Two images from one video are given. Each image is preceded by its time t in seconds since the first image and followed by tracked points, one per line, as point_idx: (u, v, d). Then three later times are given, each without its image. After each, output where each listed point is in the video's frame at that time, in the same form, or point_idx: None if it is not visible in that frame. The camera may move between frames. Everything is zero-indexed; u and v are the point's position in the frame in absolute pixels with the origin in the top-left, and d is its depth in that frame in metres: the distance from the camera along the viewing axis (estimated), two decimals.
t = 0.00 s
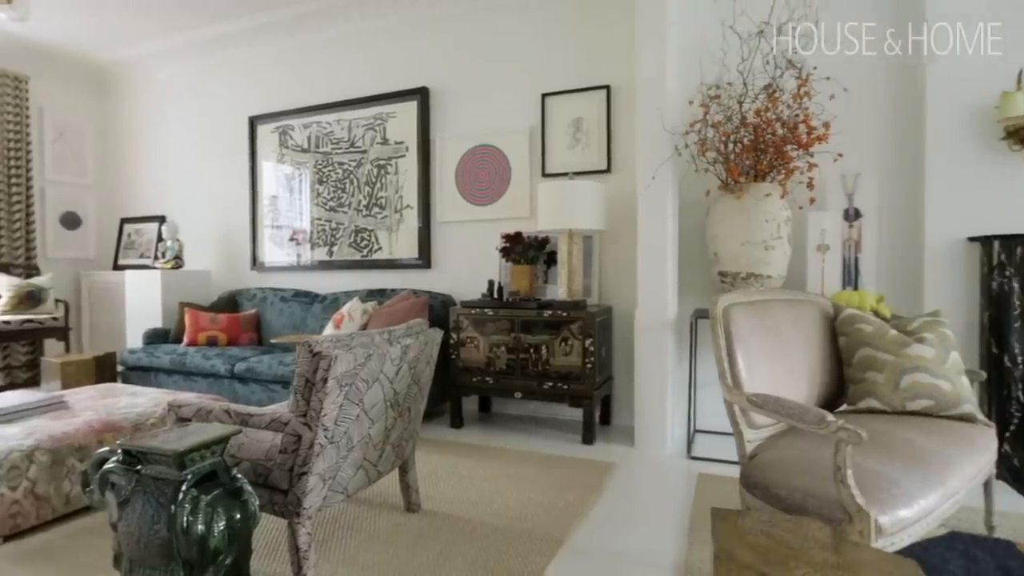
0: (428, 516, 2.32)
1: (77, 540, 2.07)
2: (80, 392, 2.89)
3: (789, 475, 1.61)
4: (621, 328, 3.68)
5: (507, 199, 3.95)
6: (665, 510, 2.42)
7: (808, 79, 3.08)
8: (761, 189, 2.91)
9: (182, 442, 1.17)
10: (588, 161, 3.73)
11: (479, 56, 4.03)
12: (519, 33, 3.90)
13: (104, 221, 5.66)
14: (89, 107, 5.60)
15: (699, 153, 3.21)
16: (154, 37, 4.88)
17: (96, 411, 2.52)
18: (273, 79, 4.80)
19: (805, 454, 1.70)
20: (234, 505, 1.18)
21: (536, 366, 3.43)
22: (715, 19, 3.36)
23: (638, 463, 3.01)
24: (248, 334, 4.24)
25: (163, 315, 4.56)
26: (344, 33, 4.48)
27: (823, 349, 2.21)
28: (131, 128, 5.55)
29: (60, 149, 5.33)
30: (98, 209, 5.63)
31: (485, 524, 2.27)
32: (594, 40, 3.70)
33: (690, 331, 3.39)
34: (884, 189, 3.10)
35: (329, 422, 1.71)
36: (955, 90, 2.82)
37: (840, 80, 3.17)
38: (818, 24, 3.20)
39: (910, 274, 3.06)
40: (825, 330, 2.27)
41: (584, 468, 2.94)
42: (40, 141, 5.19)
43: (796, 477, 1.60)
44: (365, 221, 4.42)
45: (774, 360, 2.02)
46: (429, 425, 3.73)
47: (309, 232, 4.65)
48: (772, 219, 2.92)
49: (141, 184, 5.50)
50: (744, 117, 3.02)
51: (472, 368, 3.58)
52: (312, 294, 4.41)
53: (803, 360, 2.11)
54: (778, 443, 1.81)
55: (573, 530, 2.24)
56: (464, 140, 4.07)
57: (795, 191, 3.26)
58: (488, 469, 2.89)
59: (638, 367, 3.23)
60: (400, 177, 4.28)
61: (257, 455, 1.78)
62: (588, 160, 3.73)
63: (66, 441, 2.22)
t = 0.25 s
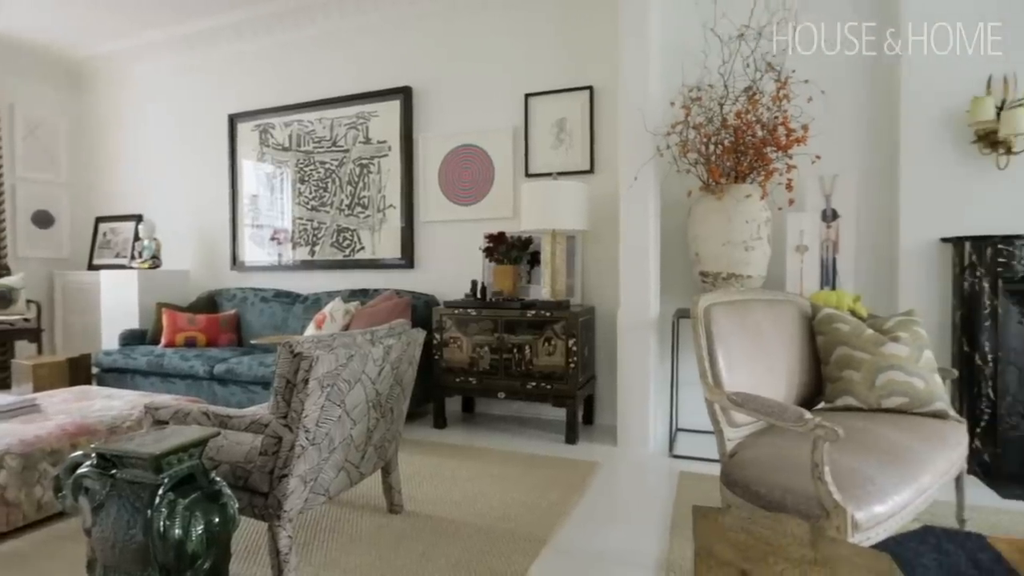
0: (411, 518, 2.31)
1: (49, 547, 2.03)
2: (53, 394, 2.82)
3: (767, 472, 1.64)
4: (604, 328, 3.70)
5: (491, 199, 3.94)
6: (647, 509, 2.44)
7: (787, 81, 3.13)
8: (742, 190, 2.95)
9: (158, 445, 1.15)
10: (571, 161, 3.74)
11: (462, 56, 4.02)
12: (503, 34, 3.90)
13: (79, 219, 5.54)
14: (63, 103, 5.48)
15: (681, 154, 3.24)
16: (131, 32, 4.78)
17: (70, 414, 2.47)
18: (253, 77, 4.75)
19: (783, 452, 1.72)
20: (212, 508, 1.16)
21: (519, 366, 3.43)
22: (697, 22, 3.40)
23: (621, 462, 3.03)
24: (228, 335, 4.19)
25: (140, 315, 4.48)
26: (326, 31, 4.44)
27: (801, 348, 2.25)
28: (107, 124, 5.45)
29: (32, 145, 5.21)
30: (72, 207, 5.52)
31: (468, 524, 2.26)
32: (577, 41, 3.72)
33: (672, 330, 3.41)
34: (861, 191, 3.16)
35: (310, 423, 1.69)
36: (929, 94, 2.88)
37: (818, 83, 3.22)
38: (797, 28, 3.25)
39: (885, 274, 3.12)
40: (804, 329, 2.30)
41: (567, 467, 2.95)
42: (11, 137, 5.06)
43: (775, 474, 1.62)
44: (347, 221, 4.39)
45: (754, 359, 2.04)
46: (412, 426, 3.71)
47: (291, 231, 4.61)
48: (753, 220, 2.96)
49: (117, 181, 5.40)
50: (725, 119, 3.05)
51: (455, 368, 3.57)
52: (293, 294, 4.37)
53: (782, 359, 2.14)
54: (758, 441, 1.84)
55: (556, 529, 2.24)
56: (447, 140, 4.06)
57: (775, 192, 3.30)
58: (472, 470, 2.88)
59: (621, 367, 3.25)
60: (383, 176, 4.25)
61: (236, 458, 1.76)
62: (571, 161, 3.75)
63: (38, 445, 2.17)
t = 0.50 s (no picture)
0: (393, 519, 2.29)
1: (19, 555, 1.98)
2: (25, 397, 2.76)
3: (747, 469, 1.66)
4: (587, 328, 3.71)
5: (474, 199, 3.94)
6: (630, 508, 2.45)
7: (766, 84, 3.17)
8: (723, 191, 2.98)
9: (133, 449, 1.10)
10: (555, 161, 3.75)
11: (445, 55, 4.01)
12: (486, 33, 3.90)
13: (52, 218, 5.43)
14: (35, 98, 5.35)
15: (663, 155, 3.27)
16: (107, 27, 4.69)
17: (42, 418, 2.41)
18: (233, 75, 4.69)
19: (763, 450, 1.74)
20: (190, 513, 1.11)
21: (502, 366, 3.43)
22: (679, 24, 3.42)
23: (604, 461, 3.04)
24: (207, 335, 4.12)
25: (116, 316, 4.40)
26: (307, 29, 4.40)
27: (780, 347, 2.28)
28: (82, 121, 5.34)
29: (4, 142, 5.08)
30: (46, 205, 5.40)
31: (451, 525, 2.26)
32: (560, 42, 3.73)
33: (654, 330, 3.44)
34: (838, 192, 3.21)
35: (291, 425, 1.68)
36: (904, 98, 2.94)
37: (797, 86, 3.26)
38: (777, 31, 3.29)
39: (862, 274, 3.18)
40: (783, 329, 2.33)
41: (551, 467, 2.95)
42: None
43: (754, 471, 1.64)
44: (329, 220, 4.35)
45: (735, 358, 2.07)
46: (395, 427, 3.69)
47: (272, 231, 4.55)
48: (734, 221, 2.99)
49: (92, 179, 5.30)
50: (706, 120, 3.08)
51: (438, 369, 3.56)
52: (275, 294, 4.32)
53: (761, 358, 2.17)
54: (738, 440, 1.86)
55: (540, 529, 2.25)
56: (430, 139, 4.04)
57: (755, 193, 3.34)
58: (455, 470, 2.87)
59: (604, 366, 3.26)
60: (365, 176, 4.22)
61: (215, 460, 1.74)
62: (555, 161, 3.75)
63: (9, 450, 2.11)
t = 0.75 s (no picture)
0: (376, 521, 2.28)
1: None
2: None
3: (727, 467, 1.68)
4: (571, 328, 3.72)
5: (458, 199, 3.93)
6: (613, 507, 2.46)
7: (747, 86, 3.21)
8: (705, 192, 3.01)
9: (109, 452, 1.07)
10: (538, 161, 3.76)
11: (429, 54, 3.99)
12: (470, 33, 3.89)
13: (25, 217, 5.30)
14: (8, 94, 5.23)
15: (646, 155, 3.29)
16: (83, 22, 4.60)
17: (15, 421, 2.35)
18: (214, 72, 4.62)
19: (743, 448, 1.76)
20: (168, 517, 1.09)
21: (486, 366, 3.43)
22: (661, 26, 3.45)
23: (588, 461, 3.06)
24: (186, 336, 4.06)
25: (92, 317, 4.31)
26: (289, 26, 4.36)
27: (761, 346, 2.30)
28: (57, 118, 5.23)
29: None
30: (18, 204, 5.27)
31: (435, 526, 2.25)
32: (545, 42, 3.73)
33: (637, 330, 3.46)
34: (818, 193, 3.26)
35: (272, 427, 1.66)
36: (880, 101, 2.99)
37: (777, 89, 3.30)
38: (758, 34, 3.33)
39: (840, 274, 3.23)
40: (764, 328, 2.36)
41: (534, 467, 2.96)
42: None
43: (734, 469, 1.66)
44: (312, 220, 4.31)
45: (717, 357, 2.09)
46: (378, 428, 3.67)
47: (253, 230, 4.50)
48: (715, 221, 3.02)
49: (67, 177, 5.19)
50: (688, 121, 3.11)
51: (422, 369, 3.54)
52: (256, 294, 4.27)
53: (742, 357, 2.19)
54: (719, 438, 1.88)
55: (524, 529, 2.25)
56: (414, 138, 4.02)
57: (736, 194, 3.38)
58: (439, 471, 2.87)
59: (588, 366, 3.27)
60: (348, 175, 4.19)
61: (194, 463, 1.72)
62: (539, 161, 3.76)
63: None
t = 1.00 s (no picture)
0: (360, 522, 2.26)
1: None
2: None
3: (709, 465, 1.69)
4: (555, 328, 3.73)
5: (442, 199, 3.92)
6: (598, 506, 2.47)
7: (729, 88, 3.24)
8: (688, 193, 3.04)
9: (84, 456, 1.01)
10: (523, 162, 3.76)
11: (413, 53, 3.97)
12: (454, 32, 3.88)
13: None
14: None
15: (629, 156, 3.31)
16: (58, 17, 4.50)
17: None
18: (194, 69, 4.56)
19: (725, 446, 1.78)
20: (146, 521, 1.01)
21: (470, 366, 3.42)
22: (645, 28, 3.47)
23: (573, 460, 3.06)
24: (166, 337, 4.00)
25: (67, 318, 4.23)
26: (271, 23, 4.31)
27: (743, 345, 2.33)
28: (31, 114, 5.11)
29: None
30: None
31: (419, 526, 2.24)
32: (529, 43, 3.74)
33: (621, 330, 3.48)
34: (798, 194, 3.30)
35: (254, 429, 1.64)
36: (859, 104, 3.04)
37: (758, 91, 3.34)
38: (740, 37, 3.36)
39: (820, 274, 3.27)
40: (745, 328, 2.38)
41: (520, 467, 2.96)
42: None
43: (715, 467, 1.68)
44: (295, 219, 4.27)
45: (699, 357, 2.10)
46: (362, 428, 3.64)
47: (235, 230, 4.45)
48: (698, 222, 3.05)
49: (41, 175, 5.08)
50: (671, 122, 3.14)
51: (406, 369, 3.53)
52: (237, 295, 4.22)
53: (724, 356, 2.21)
54: (701, 436, 1.90)
55: (509, 529, 2.25)
56: (398, 138, 4.00)
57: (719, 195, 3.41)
58: (424, 471, 2.86)
59: (573, 366, 3.28)
60: (331, 174, 4.16)
61: (173, 466, 1.69)
62: (523, 161, 3.76)
63: None
